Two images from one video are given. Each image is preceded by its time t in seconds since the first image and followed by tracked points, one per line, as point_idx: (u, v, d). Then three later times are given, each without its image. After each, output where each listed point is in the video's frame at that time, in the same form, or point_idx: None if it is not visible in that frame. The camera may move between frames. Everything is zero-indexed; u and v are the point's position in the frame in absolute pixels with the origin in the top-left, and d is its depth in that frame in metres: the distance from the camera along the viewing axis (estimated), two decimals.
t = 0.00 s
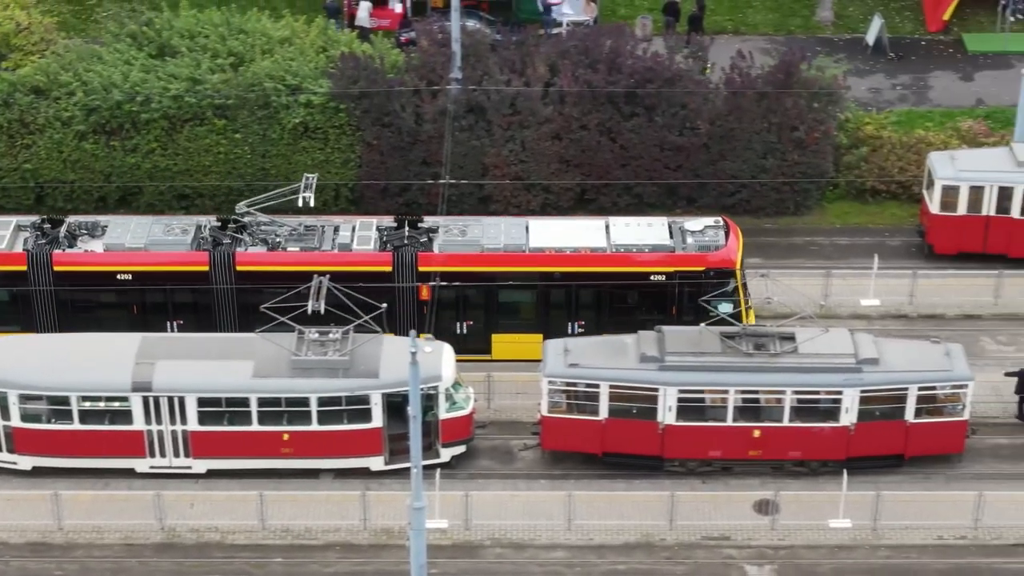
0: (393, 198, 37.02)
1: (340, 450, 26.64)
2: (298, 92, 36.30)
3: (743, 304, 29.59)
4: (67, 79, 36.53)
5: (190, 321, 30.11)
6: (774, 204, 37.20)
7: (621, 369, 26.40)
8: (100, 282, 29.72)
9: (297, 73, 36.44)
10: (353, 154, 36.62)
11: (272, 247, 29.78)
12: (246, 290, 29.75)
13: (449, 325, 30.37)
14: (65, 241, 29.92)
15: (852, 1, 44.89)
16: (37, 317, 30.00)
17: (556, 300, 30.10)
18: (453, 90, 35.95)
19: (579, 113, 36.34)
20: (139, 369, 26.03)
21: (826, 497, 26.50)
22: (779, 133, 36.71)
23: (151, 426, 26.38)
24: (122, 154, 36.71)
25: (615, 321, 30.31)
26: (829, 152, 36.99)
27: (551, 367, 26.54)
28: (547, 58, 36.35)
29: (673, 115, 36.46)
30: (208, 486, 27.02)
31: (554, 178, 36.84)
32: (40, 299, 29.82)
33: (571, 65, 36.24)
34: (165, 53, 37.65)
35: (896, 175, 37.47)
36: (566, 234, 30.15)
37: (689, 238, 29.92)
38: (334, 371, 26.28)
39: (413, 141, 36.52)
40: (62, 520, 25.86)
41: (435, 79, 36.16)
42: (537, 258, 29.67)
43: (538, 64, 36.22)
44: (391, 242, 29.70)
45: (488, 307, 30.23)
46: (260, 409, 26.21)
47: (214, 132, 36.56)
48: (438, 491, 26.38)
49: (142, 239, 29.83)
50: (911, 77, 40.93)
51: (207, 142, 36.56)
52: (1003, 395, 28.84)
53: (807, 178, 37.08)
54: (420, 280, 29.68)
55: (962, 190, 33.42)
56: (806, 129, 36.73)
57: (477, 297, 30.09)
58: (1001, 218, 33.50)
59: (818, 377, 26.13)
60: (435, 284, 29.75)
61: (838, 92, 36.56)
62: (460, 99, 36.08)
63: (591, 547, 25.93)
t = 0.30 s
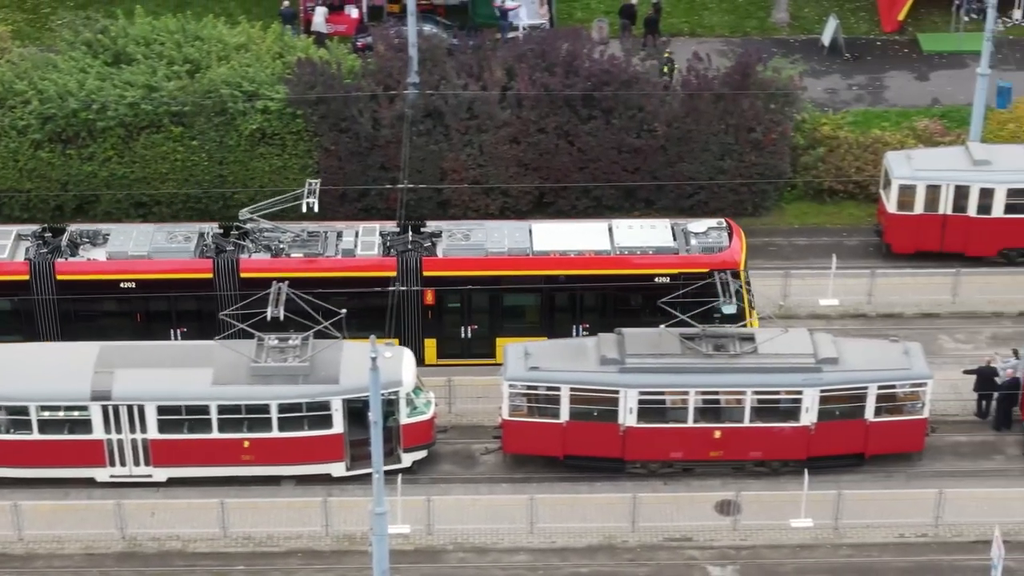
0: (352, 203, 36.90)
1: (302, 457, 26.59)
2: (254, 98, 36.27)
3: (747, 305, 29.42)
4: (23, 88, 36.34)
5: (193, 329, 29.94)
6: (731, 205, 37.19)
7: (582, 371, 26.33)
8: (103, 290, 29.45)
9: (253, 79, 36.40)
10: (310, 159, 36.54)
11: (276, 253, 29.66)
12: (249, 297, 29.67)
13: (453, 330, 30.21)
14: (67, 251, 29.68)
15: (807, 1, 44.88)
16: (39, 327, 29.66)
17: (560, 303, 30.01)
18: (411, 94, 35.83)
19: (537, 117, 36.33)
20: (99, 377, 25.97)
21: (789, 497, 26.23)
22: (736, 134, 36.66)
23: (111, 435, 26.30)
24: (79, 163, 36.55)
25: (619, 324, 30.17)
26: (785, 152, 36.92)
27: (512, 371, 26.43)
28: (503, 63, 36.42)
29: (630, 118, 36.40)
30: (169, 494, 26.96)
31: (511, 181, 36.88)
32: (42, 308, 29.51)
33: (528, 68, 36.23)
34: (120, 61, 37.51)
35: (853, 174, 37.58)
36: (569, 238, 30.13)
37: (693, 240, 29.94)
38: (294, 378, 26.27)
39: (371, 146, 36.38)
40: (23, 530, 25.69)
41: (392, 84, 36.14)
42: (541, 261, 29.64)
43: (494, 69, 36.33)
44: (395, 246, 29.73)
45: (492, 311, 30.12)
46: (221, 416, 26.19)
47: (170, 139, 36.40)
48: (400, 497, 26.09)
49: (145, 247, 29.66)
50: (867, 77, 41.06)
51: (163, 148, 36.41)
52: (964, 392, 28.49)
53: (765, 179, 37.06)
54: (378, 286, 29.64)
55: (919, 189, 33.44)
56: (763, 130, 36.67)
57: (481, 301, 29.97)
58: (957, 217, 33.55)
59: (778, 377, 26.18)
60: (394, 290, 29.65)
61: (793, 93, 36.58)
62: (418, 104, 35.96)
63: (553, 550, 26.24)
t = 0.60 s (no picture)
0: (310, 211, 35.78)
1: (264, 464, 26.60)
2: (211, 105, 34.94)
3: (748, 306, 29.43)
4: None
5: (198, 337, 29.63)
6: (690, 207, 36.12)
7: (543, 375, 26.34)
8: (107, 298, 29.20)
9: (209, 86, 35.09)
10: (267, 166, 35.25)
11: (280, 259, 29.37)
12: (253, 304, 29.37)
13: (457, 333, 30.18)
14: (70, 259, 29.41)
15: (762, 2, 43.97)
16: (43, 337, 29.36)
17: (563, 305, 29.92)
18: (368, 100, 34.77)
19: (495, 121, 35.30)
20: (58, 387, 25.90)
21: (750, 498, 26.29)
22: (694, 136, 35.68)
23: (71, 444, 26.20)
24: (34, 172, 35.00)
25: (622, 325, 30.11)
26: (743, 153, 36.04)
27: (472, 375, 26.40)
28: (460, 68, 35.42)
29: (588, 121, 35.45)
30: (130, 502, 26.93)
31: (470, 186, 35.72)
32: (45, 317, 29.24)
33: (485, 73, 35.29)
34: (76, 69, 36.15)
35: (810, 176, 36.73)
36: (573, 240, 29.93)
37: (696, 241, 29.83)
38: (254, 385, 26.26)
39: (328, 152, 35.23)
40: None
41: (349, 89, 35.03)
42: (545, 265, 29.49)
43: (451, 74, 35.28)
44: (400, 251, 29.65)
45: (496, 315, 30.04)
46: (181, 424, 26.14)
47: (127, 147, 34.99)
48: (361, 503, 26.05)
49: (148, 255, 29.37)
50: (823, 78, 40.32)
51: (120, 157, 34.97)
52: (922, 391, 28.87)
53: (722, 181, 36.06)
54: (338, 291, 29.50)
55: (877, 189, 32.99)
56: (720, 132, 35.79)
57: (484, 304, 29.90)
58: (914, 217, 33.20)
59: (737, 378, 26.24)
60: (355, 296, 29.55)
61: (750, 95, 35.70)
62: (375, 109, 34.89)
63: (515, 554, 26.27)
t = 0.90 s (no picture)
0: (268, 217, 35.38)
1: (224, 472, 26.56)
2: (167, 113, 34.58)
3: (750, 304, 29.61)
4: None
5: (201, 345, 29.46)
6: (648, 210, 35.84)
7: (504, 380, 26.33)
8: (110, 306, 28.88)
9: (166, 94, 34.70)
10: (225, 173, 34.92)
11: (283, 265, 29.31)
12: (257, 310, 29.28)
13: (461, 338, 29.97)
14: (72, 267, 29.05)
15: (719, 4, 43.68)
16: (45, 347, 29.04)
17: (566, 308, 29.72)
18: (325, 106, 34.45)
19: (452, 126, 35.03)
20: (17, 399, 25.78)
21: (711, 499, 26.24)
22: (651, 139, 35.35)
23: (30, 455, 26.10)
24: None
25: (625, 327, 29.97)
26: (700, 155, 35.75)
27: (433, 381, 26.36)
28: (417, 72, 35.05)
29: (545, 125, 35.22)
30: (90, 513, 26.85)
31: (428, 191, 35.47)
32: (48, 326, 28.90)
33: (441, 79, 34.99)
34: (31, 78, 35.62)
35: (768, 177, 36.56)
36: (575, 243, 29.73)
37: (699, 242, 29.72)
38: (213, 394, 26.20)
39: (286, 159, 34.83)
40: None
41: (306, 96, 34.70)
42: (549, 268, 29.29)
43: (408, 79, 34.93)
44: (403, 255, 29.44)
45: (499, 318, 29.80)
46: (141, 434, 26.09)
47: (84, 156, 34.69)
48: (324, 510, 25.80)
49: (151, 262, 29.06)
50: (779, 79, 40.11)
51: (77, 166, 34.67)
52: (882, 390, 28.89)
53: (680, 184, 35.74)
54: (297, 298, 29.23)
55: (834, 189, 33.02)
56: (677, 134, 35.46)
57: (487, 307, 29.66)
58: (872, 217, 33.26)
59: (697, 380, 26.26)
60: (315, 303, 29.31)
61: (707, 97, 35.49)
62: (332, 115, 34.58)
63: (478, 559, 26.23)
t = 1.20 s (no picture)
0: (226, 224, 34.94)
1: (185, 481, 26.49)
2: (124, 121, 34.08)
3: (750, 306, 29.83)
4: None
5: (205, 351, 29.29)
6: (606, 213, 35.72)
7: (464, 385, 26.30)
8: (113, 314, 28.65)
9: (121, 102, 34.18)
10: (182, 182, 34.52)
11: (287, 271, 29.12)
12: (262, 317, 29.13)
13: (464, 342, 29.75)
14: (74, 275, 28.85)
15: (675, 8, 43.63)
16: (48, 355, 28.74)
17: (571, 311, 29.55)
18: (281, 113, 34.21)
19: (410, 131, 34.75)
20: None
21: (673, 501, 26.35)
22: (608, 143, 35.26)
23: None
24: None
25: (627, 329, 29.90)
26: (658, 158, 35.57)
27: (393, 387, 26.29)
28: (374, 78, 34.77)
29: (502, 130, 34.97)
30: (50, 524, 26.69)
31: (386, 197, 35.19)
32: (51, 335, 28.63)
33: (398, 84, 34.67)
34: None
35: (725, 179, 36.31)
36: (578, 246, 29.69)
37: (701, 244, 29.85)
38: (173, 403, 26.13)
39: (243, 166, 34.50)
40: None
41: (263, 103, 34.38)
42: (554, 270, 29.15)
43: (364, 85, 34.62)
44: (406, 260, 29.33)
45: (503, 321, 29.60)
46: (101, 444, 26.00)
47: (40, 165, 34.10)
48: (285, 518, 25.68)
49: (154, 269, 28.85)
50: (736, 82, 40.05)
51: (33, 175, 34.08)
52: (841, 391, 28.92)
53: (639, 187, 35.59)
54: (256, 305, 28.94)
55: (791, 191, 33.12)
56: (634, 138, 35.34)
57: (491, 310, 29.48)
58: (829, 218, 33.32)
59: (656, 383, 26.34)
60: (274, 310, 29.05)
61: (664, 100, 35.41)
62: (289, 122, 34.32)
63: (440, 565, 26.12)
